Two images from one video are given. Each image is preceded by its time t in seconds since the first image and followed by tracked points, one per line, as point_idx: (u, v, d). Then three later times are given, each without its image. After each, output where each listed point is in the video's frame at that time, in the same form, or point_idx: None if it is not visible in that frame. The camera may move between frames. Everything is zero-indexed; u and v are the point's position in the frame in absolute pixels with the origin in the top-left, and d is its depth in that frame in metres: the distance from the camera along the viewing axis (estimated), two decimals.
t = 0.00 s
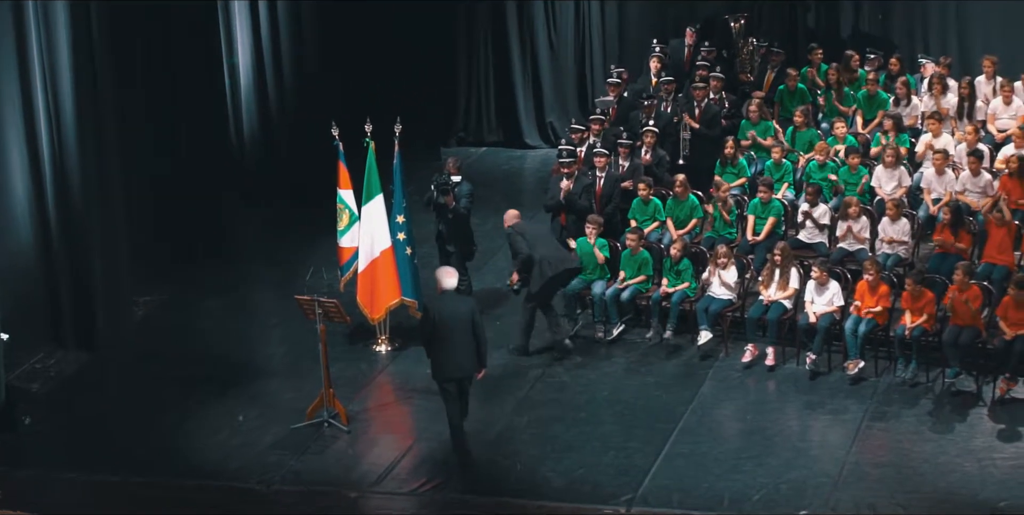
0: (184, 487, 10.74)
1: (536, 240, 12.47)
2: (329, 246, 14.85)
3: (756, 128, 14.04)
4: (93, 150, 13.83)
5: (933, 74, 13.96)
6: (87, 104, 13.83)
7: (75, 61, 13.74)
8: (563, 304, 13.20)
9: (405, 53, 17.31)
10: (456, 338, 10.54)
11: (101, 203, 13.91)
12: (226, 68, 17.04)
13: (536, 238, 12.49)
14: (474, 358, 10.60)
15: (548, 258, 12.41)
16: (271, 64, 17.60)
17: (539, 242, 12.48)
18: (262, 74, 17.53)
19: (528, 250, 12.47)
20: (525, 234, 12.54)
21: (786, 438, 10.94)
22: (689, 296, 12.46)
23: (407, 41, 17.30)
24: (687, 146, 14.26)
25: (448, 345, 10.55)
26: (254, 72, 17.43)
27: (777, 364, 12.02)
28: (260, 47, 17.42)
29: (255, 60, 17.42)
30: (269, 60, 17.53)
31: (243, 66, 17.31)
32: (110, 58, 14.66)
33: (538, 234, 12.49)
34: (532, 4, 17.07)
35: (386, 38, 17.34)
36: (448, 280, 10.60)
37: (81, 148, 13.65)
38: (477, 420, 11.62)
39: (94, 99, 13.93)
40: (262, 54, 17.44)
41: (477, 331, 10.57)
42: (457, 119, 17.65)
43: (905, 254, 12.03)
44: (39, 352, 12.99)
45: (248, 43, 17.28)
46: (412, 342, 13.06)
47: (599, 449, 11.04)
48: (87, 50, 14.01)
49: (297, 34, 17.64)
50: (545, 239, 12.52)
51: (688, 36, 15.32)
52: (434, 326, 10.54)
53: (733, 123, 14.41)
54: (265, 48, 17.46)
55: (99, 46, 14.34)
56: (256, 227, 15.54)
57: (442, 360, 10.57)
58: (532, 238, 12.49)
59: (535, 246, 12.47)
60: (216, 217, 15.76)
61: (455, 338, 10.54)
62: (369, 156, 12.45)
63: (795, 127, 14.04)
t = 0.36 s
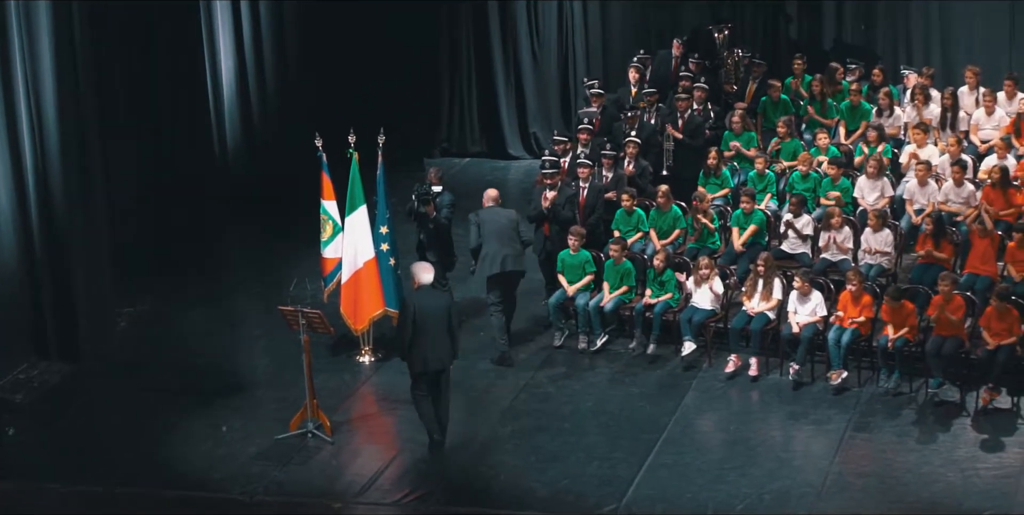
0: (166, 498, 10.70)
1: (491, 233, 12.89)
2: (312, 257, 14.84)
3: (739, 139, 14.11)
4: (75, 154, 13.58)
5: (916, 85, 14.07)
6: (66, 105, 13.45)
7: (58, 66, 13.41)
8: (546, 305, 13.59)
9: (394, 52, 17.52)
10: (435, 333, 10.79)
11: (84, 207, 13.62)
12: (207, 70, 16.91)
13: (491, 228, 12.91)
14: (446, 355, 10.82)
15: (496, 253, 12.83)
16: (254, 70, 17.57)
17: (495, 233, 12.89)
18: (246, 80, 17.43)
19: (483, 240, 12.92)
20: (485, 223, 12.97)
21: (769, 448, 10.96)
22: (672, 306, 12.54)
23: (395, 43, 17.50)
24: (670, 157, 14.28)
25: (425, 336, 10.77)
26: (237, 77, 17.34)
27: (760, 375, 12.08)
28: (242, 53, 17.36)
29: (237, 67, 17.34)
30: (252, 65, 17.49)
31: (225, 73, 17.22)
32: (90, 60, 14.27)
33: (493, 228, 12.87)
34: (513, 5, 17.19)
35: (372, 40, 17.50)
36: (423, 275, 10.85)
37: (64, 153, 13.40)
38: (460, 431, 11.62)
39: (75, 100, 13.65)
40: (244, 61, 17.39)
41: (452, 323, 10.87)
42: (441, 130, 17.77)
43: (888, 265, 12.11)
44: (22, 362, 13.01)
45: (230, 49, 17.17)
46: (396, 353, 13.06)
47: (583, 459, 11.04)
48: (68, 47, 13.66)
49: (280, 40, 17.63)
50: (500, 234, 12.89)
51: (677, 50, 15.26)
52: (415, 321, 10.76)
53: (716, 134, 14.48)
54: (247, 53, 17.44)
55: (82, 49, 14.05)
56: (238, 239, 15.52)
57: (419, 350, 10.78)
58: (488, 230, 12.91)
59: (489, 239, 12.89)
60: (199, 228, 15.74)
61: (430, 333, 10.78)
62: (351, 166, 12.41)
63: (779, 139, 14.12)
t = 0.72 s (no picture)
0: (149, 506, 10.67)
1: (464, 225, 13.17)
2: (295, 266, 14.83)
3: (721, 148, 14.21)
4: (59, 162, 13.52)
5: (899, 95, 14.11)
6: (49, 108, 13.37)
7: (40, 71, 13.29)
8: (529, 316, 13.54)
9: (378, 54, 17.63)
10: (408, 336, 10.81)
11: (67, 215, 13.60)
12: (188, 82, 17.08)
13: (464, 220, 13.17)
14: (416, 357, 10.86)
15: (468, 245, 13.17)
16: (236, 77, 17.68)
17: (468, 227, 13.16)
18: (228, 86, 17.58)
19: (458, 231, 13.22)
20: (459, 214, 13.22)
21: (752, 457, 10.98)
22: (655, 315, 12.53)
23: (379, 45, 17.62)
24: (653, 166, 14.29)
25: (399, 339, 10.78)
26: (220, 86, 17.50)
27: (743, 384, 12.10)
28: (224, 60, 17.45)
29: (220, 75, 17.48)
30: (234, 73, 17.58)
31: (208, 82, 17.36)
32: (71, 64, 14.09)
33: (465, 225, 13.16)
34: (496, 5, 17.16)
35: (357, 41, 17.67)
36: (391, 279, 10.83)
37: (48, 161, 13.36)
38: (443, 440, 11.61)
39: (57, 103, 13.50)
40: (227, 66, 17.47)
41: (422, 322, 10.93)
42: (423, 139, 17.76)
43: (871, 274, 12.15)
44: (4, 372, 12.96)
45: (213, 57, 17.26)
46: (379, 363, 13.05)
47: (566, 468, 11.04)
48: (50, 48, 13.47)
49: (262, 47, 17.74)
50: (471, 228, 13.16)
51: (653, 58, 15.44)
52: (389, 325, 10.74)
53: (700, 143, 14.53)
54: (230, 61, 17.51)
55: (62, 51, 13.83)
56: (221, 248, 15.50)
57: (391, 353, 10.80)
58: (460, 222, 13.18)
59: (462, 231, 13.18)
60: (182, 237, 15.72)
61: (400, 336, 10.79)
62: (334, 177, 12.38)
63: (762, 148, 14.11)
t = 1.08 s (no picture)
0: None
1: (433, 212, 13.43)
2: (279, 274, 14.81)
3: (705, 155, 14.18)
4: (42, 170, 13.45)
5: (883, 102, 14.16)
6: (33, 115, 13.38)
7: (23, 75, 13.32)
8: (512, 323, 13.57)
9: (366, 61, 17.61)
10: (373, 332, 11.13)
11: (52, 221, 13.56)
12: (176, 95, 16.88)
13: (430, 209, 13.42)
14: (377, 353, 11.21)
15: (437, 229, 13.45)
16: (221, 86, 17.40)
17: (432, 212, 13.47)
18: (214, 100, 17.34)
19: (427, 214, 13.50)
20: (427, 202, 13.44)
21: (737, 464, 11.00)
22: (639, 323, 12.52)
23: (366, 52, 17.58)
24: (636, 174, 14.35)
25: (364, 335, 11.10)
26: (204, 91, 17.27)
27: (727, 391, 12.13)
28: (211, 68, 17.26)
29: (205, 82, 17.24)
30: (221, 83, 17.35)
31: (191, 89, 17.14)
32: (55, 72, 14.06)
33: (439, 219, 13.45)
34: (479, 5, 17.26)
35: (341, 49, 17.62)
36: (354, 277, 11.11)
37: (30, 169, 13.31)
38: (426, 448, 11.59)
39: (41, 111, 13.46)
40: (209, 71, 17.27)
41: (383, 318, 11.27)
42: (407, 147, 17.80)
43: (855, 281, 12.21)
44: None
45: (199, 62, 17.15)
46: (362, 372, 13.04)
47: (550, 476, 11.04)
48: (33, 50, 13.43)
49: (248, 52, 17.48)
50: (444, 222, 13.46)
51: (627, 64, 15.63)
52: (357, 322, 11.03)
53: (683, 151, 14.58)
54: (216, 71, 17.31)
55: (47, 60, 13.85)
56: (204, 256, 15.48)
57: (356, 347, 11.13)
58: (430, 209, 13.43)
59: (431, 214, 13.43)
60: (165, 245, 15.68)
61: (365, 332, 11.10)
62: (318, 184, 12.42)
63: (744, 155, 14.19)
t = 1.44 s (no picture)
0: None
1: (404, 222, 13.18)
2: (263, 281, 14.78)
3: (690, 161, 14.24)
4: (26, 174, 13.43)
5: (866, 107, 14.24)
6: (17, 119, 13.31)
7: (7, 80, 13.21)
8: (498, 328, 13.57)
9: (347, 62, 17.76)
10: (341, 338, 11.09)
11: (35, 226, 13.52)
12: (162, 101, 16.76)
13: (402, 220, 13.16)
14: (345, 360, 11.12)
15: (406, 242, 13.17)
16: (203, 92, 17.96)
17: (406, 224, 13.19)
18: (196, 106, 17.64)
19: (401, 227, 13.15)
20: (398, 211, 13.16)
21: (722, 469, 11.01)
22: (625, 329, 12.59)
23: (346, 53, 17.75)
24: (622, 179, 14.36)
25: (331, 341, 11.05)
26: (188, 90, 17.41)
27: (712, 396, 12.14)
28: (192, 74, 17.52)
29: (187, 89, 17.42)
30: (202, 89, 17.87)
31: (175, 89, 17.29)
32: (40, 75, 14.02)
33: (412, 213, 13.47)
34: (464, 9, 17.22)
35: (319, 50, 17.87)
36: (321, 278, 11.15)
37: (13, 173, 13.30)
38: (412, 455, 11.57)
39: (24, 113, 13.40)
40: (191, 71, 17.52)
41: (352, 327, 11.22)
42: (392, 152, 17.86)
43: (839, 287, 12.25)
44: None
45: (182, 70, 17.28)
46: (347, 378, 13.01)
47: (536, 482, 11.04)
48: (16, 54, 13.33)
49: (228, 59, 18.21)
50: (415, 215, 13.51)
51: (604, 70, 15.67)
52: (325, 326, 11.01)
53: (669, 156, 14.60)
54: (197, 77, 17.76)
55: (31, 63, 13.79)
56: (189, 261, 15.45)
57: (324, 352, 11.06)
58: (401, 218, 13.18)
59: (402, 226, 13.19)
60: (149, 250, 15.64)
61: (333, 338, 11.05)
62: (303, 190, 12.41)
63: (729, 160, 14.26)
